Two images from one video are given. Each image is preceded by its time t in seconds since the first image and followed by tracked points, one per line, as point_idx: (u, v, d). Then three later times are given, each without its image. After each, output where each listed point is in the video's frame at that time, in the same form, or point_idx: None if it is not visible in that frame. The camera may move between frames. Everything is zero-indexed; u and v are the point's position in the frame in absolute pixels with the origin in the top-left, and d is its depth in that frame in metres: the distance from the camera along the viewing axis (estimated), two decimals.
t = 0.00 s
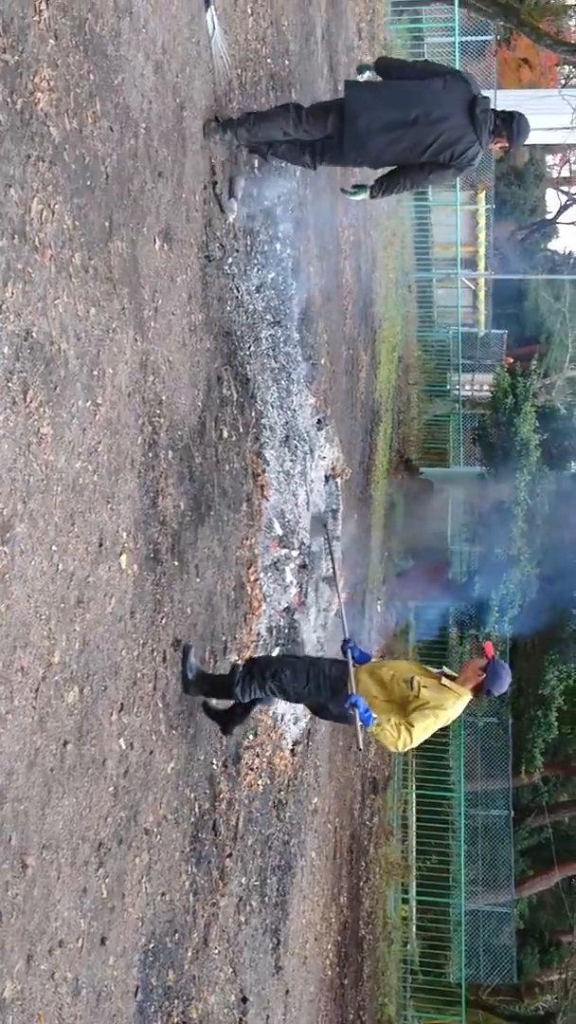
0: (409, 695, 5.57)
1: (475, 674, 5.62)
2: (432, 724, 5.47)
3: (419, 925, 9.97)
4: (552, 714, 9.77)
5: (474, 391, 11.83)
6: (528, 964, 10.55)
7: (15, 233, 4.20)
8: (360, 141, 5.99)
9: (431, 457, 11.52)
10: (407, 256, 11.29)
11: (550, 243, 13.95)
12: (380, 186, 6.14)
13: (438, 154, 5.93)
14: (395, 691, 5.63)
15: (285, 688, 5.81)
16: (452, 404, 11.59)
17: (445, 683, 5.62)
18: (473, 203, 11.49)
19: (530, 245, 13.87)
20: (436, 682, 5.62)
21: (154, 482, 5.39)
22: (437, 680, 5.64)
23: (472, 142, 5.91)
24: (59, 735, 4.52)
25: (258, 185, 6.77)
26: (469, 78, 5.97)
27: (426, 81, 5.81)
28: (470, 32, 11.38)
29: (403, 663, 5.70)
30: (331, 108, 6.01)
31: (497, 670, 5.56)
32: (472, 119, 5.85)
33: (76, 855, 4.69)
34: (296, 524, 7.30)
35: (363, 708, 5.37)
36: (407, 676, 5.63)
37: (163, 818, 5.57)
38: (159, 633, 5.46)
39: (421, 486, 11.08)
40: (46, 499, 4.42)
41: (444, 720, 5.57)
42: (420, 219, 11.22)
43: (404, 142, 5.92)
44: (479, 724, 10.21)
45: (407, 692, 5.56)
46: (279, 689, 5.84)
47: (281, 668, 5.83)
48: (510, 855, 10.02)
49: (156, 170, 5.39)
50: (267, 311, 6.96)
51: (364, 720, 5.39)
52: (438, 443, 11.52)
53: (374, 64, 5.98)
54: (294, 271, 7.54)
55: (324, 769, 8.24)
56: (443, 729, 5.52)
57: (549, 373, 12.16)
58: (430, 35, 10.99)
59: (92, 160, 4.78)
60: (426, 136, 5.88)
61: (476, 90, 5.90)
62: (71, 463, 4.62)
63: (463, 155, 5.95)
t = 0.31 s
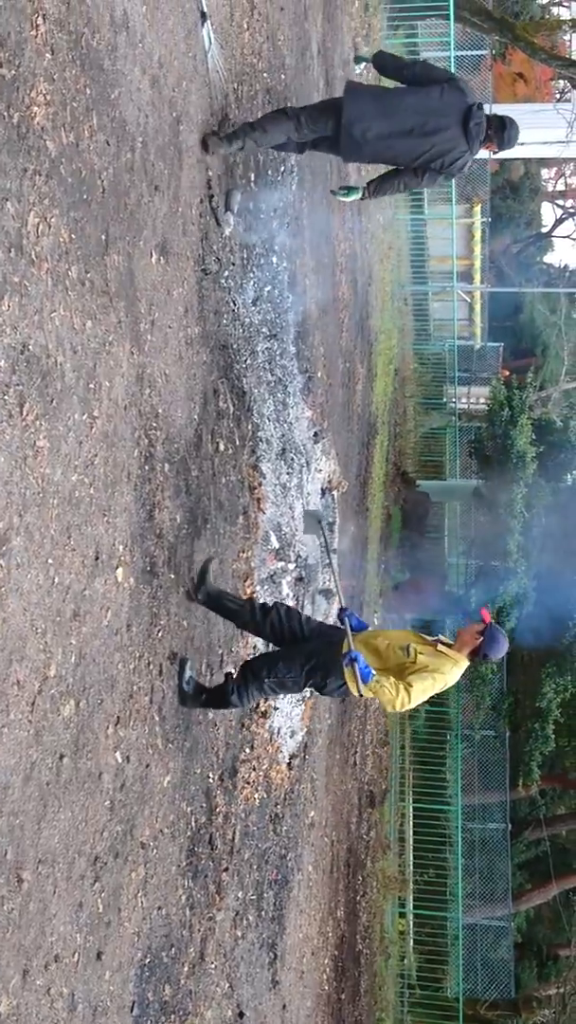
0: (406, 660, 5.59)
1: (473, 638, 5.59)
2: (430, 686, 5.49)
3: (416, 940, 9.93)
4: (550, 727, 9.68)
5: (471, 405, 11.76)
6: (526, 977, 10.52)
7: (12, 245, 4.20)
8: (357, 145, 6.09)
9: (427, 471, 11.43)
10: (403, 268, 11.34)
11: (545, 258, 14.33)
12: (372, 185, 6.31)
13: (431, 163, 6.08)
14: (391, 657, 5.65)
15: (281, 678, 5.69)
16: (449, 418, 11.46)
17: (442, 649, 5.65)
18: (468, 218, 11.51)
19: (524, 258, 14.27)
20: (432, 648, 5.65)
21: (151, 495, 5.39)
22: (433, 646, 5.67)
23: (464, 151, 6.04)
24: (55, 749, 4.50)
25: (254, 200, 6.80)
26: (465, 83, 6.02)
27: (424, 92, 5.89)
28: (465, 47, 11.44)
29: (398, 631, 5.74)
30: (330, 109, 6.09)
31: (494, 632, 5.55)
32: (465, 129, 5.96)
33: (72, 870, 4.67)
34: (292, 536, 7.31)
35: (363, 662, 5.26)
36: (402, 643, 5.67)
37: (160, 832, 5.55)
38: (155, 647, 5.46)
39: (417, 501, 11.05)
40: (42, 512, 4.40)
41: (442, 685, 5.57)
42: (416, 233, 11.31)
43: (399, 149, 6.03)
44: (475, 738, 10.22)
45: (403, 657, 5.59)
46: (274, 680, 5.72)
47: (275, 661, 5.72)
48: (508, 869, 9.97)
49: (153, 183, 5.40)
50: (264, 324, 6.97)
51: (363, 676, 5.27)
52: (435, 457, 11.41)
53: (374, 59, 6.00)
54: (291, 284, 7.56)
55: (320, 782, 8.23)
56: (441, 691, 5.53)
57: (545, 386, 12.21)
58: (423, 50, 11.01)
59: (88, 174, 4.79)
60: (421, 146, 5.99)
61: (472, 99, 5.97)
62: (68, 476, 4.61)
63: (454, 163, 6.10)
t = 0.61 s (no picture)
0: (408, 606, 5.66)
1: (471, 586, 5.75)
2: (432, 632, 5.56)
3: (412, 951, 9.90)
4: (545, 737, 9.67)
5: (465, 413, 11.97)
6: (523, 989, 10.53)
7: (7, 257, 4.21)
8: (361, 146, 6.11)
9: (422, 480, 11.53)
10: (398, 280, 11.32)
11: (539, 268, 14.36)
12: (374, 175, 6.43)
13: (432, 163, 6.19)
14: (393, 604, 5.70)
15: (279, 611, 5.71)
16: (444, 428, 11.66)
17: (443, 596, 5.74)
18: (463, 228, 11.49)
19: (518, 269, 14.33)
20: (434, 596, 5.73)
21: (146, 506, 5.40)
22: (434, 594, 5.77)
23: (464, 150, 6.16)
24: (51, 760, 4.49)
25: (249, 211, 6.84)
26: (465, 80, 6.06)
27: (425, 94, 5.95)
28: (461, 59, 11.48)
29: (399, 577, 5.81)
30: (338, 88, 6.06)
31: (493, 582, 5.76)
32: (466, 129, 6.06)
33: (67, 882, 4.65)
34: (288, 548, 7.35)
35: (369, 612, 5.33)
36: (404, 590, 5.73)
37: (155, 844, 5.54)
38: (150, 657, 5.46)
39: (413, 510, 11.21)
40: (37, 523, 4.40)
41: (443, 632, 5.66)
42: (411, 243, 11.25)
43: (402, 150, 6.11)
44: (471, 749, 10.21)
45: (406, 603, 5.65)
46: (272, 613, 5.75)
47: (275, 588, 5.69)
48: (504, 879, 9.95)
49: (148, 195, 5.42)
50: (259, 335, 6.99)
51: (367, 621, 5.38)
52: (431, 467, 11.51)
53: (376, 52, 5.90)
54: (286, 295, 7.58)
55: (316, 793, 8.22)
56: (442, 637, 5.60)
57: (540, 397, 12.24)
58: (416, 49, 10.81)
59: (84, 187, 4.80)
60: (423, 146, 6.10)
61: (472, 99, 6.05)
62: (63, 487, 4.61)
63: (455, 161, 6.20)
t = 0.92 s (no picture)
0: (406, 564, 5.81)
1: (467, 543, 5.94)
2: (434, 587, 5.69)
3: (408, 961, 9.89)
4: (542, 745, 9.56)
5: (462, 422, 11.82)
6: (519, 998, 10.47)
7: (3, 268, 4.20)
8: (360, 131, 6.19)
9: (418, 489, 11.64)
10: (394, 289, 11.35)
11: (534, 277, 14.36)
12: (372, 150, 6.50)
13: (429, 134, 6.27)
14: (391, 565, 5.85)
15: (279, 554, 5.56)
16: (440, 436, 11.67)
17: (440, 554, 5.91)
18: (458, 240, 11.73)
19: (514, 278, 14.36)
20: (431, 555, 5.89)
21: (142, 515, 5.40)
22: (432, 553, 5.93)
23: (458, 117, 6.23)
24: (46, 770, 4.48)
25: (245, 221, 6.86)
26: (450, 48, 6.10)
27: (416, 68, 6.00)
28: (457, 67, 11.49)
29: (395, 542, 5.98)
30: (331, 76, 6.10)
31: (489, 538, 5.93)
32: (458, 98, 6.12)
33: (62, 892, 4.64)
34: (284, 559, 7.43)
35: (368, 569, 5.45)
36: (401, 552, 5.89)
37: (150, 853, 5.53)
38: (146, 667, 5.46)
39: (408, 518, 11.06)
40: (33, 532, 4.39)
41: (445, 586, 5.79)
42: (406, 252, 11.24)
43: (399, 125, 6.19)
44: (467, 758, 10.22)
45: (404, 562, 5.80)
46: (271, 557, 5.56)
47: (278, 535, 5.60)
48: (500, 888, 9.96)
49: (144, 205, 5.43)
50: (255, 345, 7.01)
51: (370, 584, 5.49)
52: (427, 475, 11.60)
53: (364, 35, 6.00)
54: (282, 304, 7.59)
55: (312, 802, 8.22)
56: (443, 592, 5.74)
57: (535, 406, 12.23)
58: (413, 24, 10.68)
59: (80, 196, 4.80)
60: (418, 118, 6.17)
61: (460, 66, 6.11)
62: (59, 497, 4.61)
63: (450, 129, 6.28)
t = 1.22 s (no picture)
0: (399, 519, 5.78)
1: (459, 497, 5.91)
2: (428, 531, 5.63)
3: (406, 968, 9.90)
4: (539, 751, 9.62)
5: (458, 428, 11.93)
6: (517, 1006, 10.68)
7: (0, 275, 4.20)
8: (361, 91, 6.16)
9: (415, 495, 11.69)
10: (391, 296, 11.36)
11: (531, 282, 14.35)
12: (375, 120, 6.42)
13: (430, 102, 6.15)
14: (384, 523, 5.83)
15: (271, 522, 5.48)
16: (437, 442, 11.66)
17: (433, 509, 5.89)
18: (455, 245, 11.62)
19: (511, 284, 14.39)
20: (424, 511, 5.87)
21: (139, 522, 5.40)
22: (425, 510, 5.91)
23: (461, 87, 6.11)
24: (43, 777, 4.48)
25: (242, 228, 6.88)
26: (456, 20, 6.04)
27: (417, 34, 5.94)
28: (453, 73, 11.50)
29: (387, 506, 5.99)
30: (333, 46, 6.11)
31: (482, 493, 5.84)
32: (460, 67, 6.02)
33: (59, 900, 4.63)
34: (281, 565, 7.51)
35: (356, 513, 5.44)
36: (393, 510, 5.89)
37: (148, 861, 5.52)
38: (143, 674, 5.45)
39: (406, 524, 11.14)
40: (30, 540, 4.39)
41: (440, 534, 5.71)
42: (403, 259, 11.28)
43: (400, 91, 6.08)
44: (464, 765, 10.17)
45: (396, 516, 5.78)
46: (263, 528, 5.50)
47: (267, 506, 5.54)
48: (497, 894, 9.93)
49: (141, 212, 5.43)
50: (252, 351, 7.02)
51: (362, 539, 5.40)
52: (424, 482, 11.66)
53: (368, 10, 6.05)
54: (278, 310, 7.60)
55: (309, 809, 8.21)
56: (437, 539, 5.67)
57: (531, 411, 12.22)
58: None
59: (77, 204, 4.81)
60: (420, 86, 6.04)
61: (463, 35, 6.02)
62: (56, 504, 4.61)
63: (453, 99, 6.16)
